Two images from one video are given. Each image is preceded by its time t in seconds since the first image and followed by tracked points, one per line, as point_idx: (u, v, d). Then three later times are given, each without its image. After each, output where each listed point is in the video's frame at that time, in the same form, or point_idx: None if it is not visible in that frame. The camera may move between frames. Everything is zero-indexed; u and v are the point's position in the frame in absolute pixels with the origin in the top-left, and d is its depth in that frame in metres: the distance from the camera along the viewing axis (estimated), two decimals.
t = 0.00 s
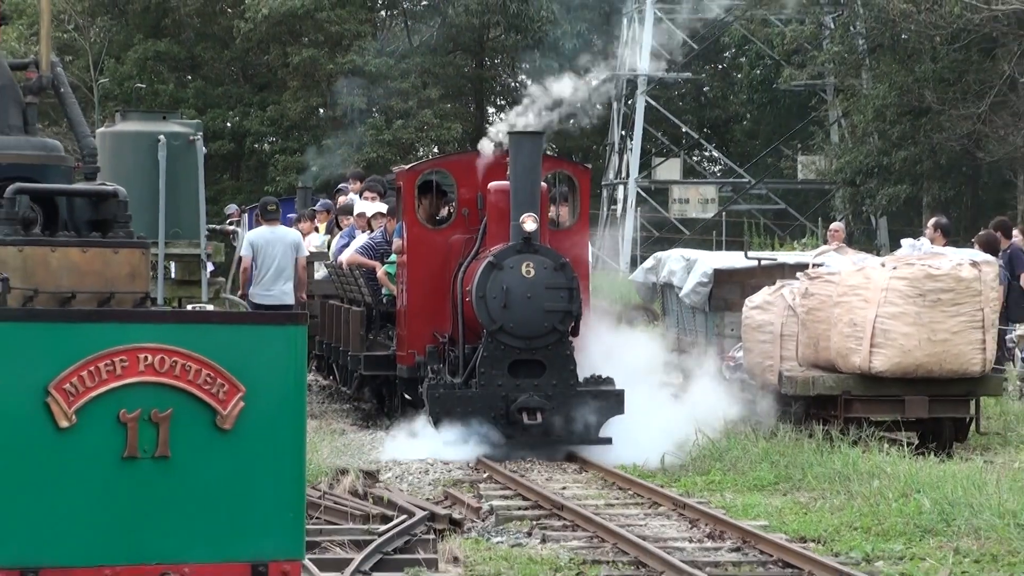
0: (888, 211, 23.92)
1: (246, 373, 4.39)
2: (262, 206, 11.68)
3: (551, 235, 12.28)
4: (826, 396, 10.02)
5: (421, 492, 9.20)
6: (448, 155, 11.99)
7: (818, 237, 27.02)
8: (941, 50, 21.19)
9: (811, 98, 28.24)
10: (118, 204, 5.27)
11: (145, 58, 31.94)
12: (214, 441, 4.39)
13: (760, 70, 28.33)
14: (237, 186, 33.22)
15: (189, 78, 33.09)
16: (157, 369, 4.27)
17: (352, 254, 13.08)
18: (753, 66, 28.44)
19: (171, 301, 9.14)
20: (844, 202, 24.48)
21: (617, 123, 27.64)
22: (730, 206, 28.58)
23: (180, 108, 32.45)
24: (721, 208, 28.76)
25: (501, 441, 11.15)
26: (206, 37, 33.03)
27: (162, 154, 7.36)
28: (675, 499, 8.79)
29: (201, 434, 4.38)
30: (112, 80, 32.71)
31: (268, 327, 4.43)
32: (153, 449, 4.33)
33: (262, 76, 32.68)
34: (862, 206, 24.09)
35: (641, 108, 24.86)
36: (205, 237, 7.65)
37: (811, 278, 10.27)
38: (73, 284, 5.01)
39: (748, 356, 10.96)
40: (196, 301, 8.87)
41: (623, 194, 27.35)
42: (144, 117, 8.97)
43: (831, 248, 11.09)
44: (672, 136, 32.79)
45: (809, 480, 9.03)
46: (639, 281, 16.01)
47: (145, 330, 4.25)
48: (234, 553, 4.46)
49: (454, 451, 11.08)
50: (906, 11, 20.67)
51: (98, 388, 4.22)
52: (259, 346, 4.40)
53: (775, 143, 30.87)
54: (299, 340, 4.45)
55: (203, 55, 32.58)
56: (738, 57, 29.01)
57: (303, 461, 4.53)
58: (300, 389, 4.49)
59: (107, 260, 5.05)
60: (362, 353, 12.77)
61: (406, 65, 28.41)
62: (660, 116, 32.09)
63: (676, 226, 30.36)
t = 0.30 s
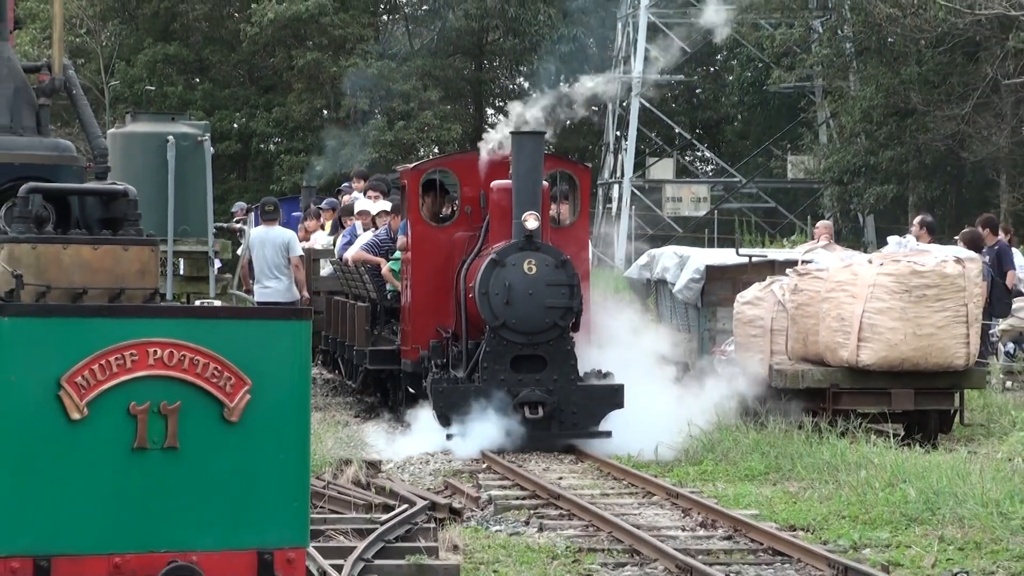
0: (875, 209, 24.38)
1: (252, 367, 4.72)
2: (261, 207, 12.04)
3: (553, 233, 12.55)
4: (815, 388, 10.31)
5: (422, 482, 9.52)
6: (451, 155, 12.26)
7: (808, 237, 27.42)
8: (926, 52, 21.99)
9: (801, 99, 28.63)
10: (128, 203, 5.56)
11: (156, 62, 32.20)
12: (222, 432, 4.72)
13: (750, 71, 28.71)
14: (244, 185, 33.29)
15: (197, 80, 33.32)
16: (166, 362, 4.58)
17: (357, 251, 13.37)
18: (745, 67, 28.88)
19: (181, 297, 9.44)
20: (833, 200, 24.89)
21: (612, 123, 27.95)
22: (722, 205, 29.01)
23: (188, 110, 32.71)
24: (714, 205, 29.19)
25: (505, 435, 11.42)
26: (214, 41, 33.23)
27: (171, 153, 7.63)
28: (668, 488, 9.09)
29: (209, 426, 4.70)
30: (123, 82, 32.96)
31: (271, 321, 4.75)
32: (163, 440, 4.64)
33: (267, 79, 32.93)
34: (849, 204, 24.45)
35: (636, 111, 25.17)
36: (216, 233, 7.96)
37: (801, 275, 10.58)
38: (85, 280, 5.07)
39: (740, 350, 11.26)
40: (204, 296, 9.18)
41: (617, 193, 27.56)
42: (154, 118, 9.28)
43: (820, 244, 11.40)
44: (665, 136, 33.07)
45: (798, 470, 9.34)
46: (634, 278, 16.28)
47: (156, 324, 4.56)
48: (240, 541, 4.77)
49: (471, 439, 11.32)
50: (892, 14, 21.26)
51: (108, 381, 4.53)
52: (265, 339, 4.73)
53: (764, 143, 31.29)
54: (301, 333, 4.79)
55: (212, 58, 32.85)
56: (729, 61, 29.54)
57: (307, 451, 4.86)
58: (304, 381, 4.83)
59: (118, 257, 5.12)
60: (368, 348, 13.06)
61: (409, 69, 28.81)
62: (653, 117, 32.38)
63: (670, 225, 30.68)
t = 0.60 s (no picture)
0: (865, 208, 24.93)
1: (261, 363, 4.84)
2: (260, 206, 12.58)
3: (556, 232, 12.85)
4: (806, 383, 10.62)
5: (425, 473, 9.84)
6: (456, 156, 12.56)
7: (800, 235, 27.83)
8: (915, 56, 22.16)
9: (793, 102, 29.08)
10: (141, 202, 5.64)
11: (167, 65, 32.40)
12: (230, 425, 4.83)
13: (744, 76, 29.50)
14: (253, 185, 33.56)
15: (207, 84, 33.51)
16: (177, 357, 4.68)
17: (364, 249, 13.63)
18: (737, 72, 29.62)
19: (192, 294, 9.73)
20: (823, 200, 25.46)
21: (611, 125, 28.23)
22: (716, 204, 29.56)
23: (198, 113, 32.93)
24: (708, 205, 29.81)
25: (510, 431, 11.73)
26: (223, 45, 33.47)
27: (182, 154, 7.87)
28: (663, 480, 9.39)
29: (217, 420, 4.81)
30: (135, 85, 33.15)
31: (276, 318, 4.87)
32: (174, 432, 4.74)
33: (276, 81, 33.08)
34: (840, 204, 25.13)
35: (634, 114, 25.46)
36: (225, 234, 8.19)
37: (792, 273, 10.87)
38: (99, 277, 5.20)
39: (734, 345, 11.56)
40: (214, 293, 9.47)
41: (615, 193, 27.75)
42: (165, 120, 9.58)
43: (812, 243, 11.70)
44: (660, 138, 33.37)
45: (790, 461, 9.66)
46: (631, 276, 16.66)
47: (166, 321, 4.65)
48: (248, 531, 4.89)
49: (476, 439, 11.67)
50: (881, 20, 21.47)
51: (120, 376, 4.62)
52: (272, 336, 4.85)
53: (757, 145, 31.66)
54: (308, 330, 4.92)
55: (221, 62, 33.04)
56: (722, 64, 30.03)
57: (314, 443, 4.99)
58: (311, 377, 4.94)
59: (130, 256, 5.24)
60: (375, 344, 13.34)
61: (412, 72, 29.27)
62: (650, 119, 32.70)
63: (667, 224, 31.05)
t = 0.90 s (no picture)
0: (858, 207, 25.49)
1: (272, 359, 4.57)
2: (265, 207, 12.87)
3: (562, 231, 13.09)
4: (801, 378, 10.88)
5: (430, 467, 10.10)
6: (463, 156, 12.80)
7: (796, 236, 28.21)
8: (906, 60, 22.37)
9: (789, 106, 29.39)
10: (153, 203, 5.58)
11: (178, 69, 32.73)
12: (240, 422, 4.56)
13: (740, 80, 29.74)
14: (261, 187, 33.98)
15: (217, 87, 33.86)
16: (188, 354, 4.43)
17: (373, 249, 13.89)
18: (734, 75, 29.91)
19: (203, 293, 9.97)
20: (817, 200, 26.03)
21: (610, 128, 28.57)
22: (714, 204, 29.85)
23: (208, 116, 33.31)
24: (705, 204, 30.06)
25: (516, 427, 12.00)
26: (233, 49, 33.80)
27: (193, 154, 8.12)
28: (663, 473, 9.62)
29: (227, 416, 4.54)
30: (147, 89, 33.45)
31: (287, 313, 4.59)
32: (185, 427, 4.48)
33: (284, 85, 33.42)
34: (834, 205, 25.72)
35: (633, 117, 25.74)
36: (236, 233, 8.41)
37: (788, 271, 11.12)
38: (112, 275, 4.98)
39: (732, 342, 11.80)
40: (224, 291, 9.71)
41: (615, 194, 27.82)
42: (176, 123, 9.83)
43: (807, 241, 11.95)
44: (660, 139, 33.78)
45: (786, 456, 9.92)
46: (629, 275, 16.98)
47: (175, 317, 4.41)
48: (258, 524, 4.61)
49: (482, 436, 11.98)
50: (874, 26, 21.68)
51: (133, 372, 4.38)
52: (280, 331, 4.57)
53: (754, 146, 32.04)
54: (318, 327, 4.64)
55: (232, 66, 33.38)
56: (721, 68, 30.38)
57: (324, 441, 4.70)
58: (320, 373, 4.66)
59: (142, 254, 5.02)
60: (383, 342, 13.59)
61: (418, 76, 29.55)
62: (650, 121, 33.12)
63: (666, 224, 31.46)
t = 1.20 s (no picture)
0: (859, 209, 25.54)
1: (274, 359, 4.56)
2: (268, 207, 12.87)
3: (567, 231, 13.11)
4: (804, 378, 10.89)
5: (431, 467, 10.11)
6: (468, 155, 12.80)
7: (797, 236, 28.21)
8: (907, 61, 22.41)
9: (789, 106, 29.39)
10: (155, 203, 5.56)
11: (180, 69, 32.72)
12: (242, 421, 4.55)
13: (742, 80, 29.86)
14: (263, 186, 33.94)
15: (219, 87, 33.85)
16: (190, 354, 4.42)
17: (378, 248, 13.88)
18: (735, 75, 30.12)
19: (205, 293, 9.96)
20: (819, 200, 26.07)
21: (611, 129, 28.58)
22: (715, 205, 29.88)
23: (210, 115, 33.29)
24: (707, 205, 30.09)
25: (522, 428, 11.99)
26: (235, 49, 33.79)
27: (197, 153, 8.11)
28: (665, 473, 9.63)
29: (228, 414, 4.53)
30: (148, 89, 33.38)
31: (287, 313, 4.58)
32: (186, 427, 4.48)
33: (286, 84, 33.41)
34: (836, 204, 25.74)
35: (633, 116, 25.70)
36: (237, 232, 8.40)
37: (790, 271, 11.13)
38: (114, 276, 4.87)
39: (734, 342, 11.81)
40: (227, 291, 9.71)
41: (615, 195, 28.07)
42: (178, 122, 9.82)
43: (808, 241, 11.97)
44: (661, 139, 33.80)
45: (787, 456, 9.93)
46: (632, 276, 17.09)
47: (177, 318, 4.40)
48: (258, 524, 4.61)
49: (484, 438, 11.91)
50: (875, 26, 21.68)
51: (135, 372, 4.37)
52: (284, 331, 4.57)
53: (756, 146, 32.05)
54: (319, 327, 4.63)
55: (234, 65, 33.37)
56: (722, 68, 30.46)
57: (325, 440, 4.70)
58: (321, 369, 4.66)
59: (144, 255, 4.92)
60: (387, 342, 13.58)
61: (418, 76, 29.53)
62: (652, 121, 33.14)
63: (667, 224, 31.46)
